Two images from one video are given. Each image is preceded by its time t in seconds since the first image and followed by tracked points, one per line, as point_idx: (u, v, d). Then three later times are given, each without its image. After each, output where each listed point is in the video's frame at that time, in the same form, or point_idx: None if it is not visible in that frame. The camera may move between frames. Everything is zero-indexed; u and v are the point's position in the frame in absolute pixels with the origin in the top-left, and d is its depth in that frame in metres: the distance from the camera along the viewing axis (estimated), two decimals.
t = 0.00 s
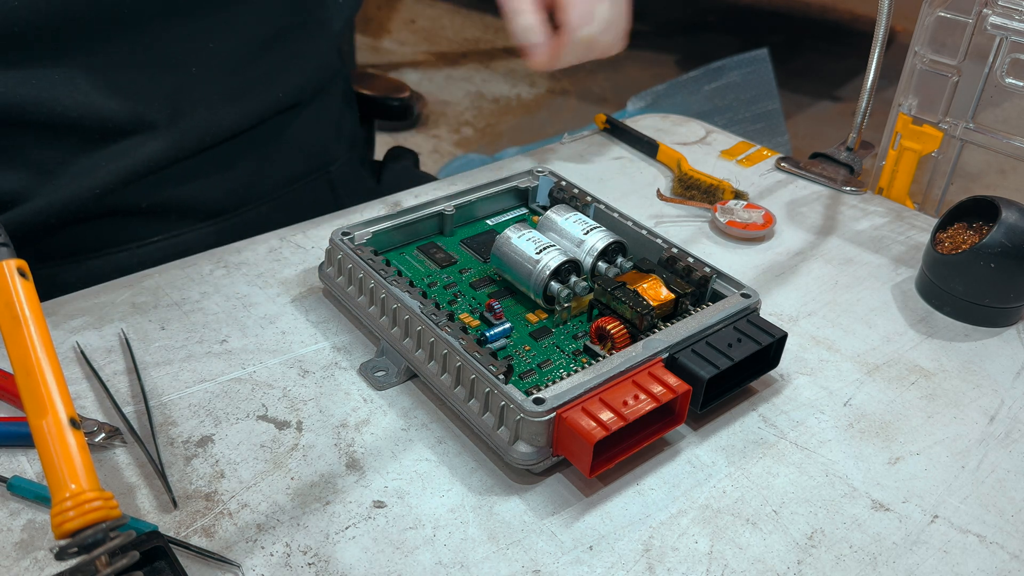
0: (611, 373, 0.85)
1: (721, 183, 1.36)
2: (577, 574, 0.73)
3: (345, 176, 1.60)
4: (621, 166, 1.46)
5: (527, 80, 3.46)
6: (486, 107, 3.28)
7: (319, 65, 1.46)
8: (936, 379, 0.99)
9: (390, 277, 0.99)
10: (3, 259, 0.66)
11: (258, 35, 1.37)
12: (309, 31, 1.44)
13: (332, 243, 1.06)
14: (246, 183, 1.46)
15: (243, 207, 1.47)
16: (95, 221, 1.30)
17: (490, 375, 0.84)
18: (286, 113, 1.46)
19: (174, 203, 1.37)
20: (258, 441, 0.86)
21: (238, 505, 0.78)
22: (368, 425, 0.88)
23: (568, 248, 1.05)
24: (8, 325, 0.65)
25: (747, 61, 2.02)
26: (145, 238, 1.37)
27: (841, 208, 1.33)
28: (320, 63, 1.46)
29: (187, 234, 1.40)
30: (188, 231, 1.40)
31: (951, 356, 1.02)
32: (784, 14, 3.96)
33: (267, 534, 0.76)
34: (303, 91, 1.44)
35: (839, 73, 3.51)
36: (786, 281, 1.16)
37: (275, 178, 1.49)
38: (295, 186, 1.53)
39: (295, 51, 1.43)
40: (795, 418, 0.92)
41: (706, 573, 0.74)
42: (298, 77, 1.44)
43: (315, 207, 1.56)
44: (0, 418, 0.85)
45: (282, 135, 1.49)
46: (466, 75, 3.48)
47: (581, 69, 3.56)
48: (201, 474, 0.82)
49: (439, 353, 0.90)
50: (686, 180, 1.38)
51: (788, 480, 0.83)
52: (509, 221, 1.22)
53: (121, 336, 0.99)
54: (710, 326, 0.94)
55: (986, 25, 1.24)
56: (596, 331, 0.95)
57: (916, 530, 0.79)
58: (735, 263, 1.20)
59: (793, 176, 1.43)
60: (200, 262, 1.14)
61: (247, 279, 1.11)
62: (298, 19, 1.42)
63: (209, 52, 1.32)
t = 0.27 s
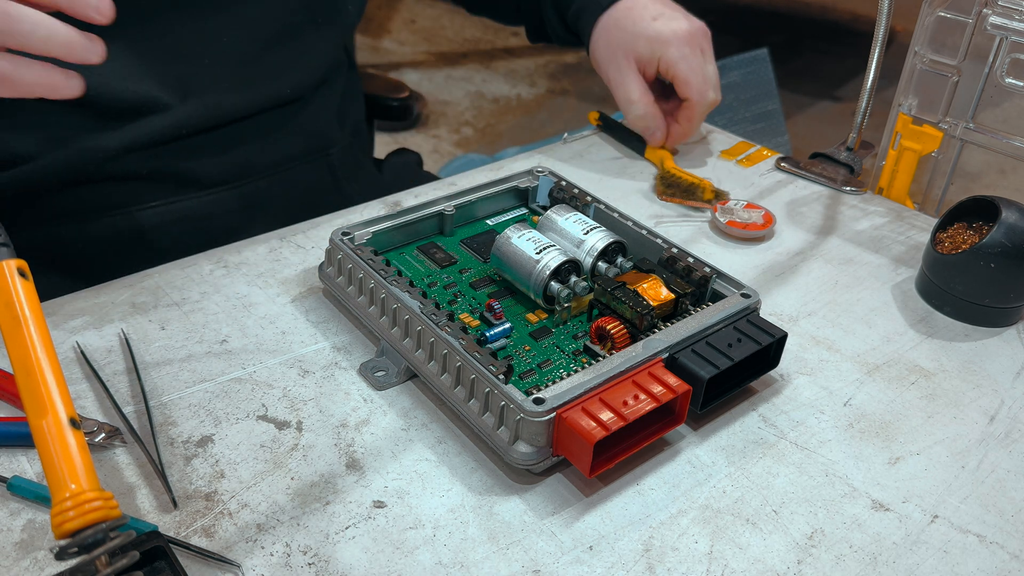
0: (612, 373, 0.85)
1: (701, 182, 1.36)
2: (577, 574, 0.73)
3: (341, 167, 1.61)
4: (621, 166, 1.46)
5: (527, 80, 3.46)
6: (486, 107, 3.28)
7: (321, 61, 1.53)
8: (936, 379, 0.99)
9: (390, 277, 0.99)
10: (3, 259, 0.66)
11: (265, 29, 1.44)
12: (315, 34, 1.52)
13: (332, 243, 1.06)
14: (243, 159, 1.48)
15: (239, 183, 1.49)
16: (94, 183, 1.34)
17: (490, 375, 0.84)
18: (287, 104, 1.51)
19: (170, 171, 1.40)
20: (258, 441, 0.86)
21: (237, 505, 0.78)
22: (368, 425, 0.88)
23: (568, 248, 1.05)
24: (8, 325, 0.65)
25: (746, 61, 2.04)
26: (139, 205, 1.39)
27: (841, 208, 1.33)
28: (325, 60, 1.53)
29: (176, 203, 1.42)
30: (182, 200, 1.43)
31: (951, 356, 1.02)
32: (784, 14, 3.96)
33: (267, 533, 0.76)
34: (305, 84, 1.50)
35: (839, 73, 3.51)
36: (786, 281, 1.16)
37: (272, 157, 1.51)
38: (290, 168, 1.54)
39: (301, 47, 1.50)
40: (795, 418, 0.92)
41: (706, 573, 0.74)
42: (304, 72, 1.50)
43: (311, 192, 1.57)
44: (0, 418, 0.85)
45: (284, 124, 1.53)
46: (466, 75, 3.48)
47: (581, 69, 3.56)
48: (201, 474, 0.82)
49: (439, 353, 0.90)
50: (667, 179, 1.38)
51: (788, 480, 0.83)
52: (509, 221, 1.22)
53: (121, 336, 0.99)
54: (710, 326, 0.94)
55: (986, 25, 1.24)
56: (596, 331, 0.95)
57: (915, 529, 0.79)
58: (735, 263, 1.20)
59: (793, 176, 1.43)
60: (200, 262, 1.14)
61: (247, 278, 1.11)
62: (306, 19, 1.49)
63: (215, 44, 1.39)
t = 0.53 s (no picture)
0: (611, 373, 0.85)
1: (687, 178, 1.35)
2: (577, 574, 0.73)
3: (359, 159, 1.65)
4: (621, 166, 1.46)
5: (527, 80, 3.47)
6: (486, 107, 3.28)
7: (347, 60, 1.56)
8: (936, 378, 0.99)
9: (390, 277, 0.99)
10: (3, 259, 0.66)
11: (298, 30, 1.47)
12: (344, 34, 1.55)
13: (332, 243, 1.06)
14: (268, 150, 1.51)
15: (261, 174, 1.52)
16: (124, 169, 1.36)
17: (490, 375, 0.84)
18: (314, 101, 1.55)
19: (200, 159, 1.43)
20: (258, 441, 0.86)
21: (237, 505, 0.78)
22: (368, 425, 0.88)
23: (568, 248, 1.05)
24: (8, 325, 0.65)
25: (746, 61, 2.04)
26: (168, 192, 1.42)
27: (841, 208, 1.33)
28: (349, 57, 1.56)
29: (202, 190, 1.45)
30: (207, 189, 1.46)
31: (951, 356, 1.02)
32: (784, 14, 3.96)
33: (267, 533, 0.76)
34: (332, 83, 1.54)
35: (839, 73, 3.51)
36: (786, 281, 1.16)
37: (294, 152, 1.54)
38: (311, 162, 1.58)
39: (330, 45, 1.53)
40: (795, 418, 0.92)
41: (706, 573, 0.74)
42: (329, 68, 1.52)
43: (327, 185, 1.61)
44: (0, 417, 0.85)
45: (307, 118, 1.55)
46: (466, 75, 3.48)
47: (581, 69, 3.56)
48: (201, 474, 0.82)
49: (439, 352, 0.90)
50: (652, 174, 1.37)
51: (788, 480, 0.83)
52: (509, 220, 1.22)
53: (121, 336, 0.99)
54: (710, 326, 0.94)
55: (986, 25, 1.24)
56: (596, 331, 0.95)
57: (916, 530, 0.79)
58: (735, 262, 1.20)
59: (793, 176, 1.43)
60: (200, 262, 1.14)
61: (247, 278, 1.11)
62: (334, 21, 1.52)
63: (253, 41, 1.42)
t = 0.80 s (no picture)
0: (611, 373, 0.85)
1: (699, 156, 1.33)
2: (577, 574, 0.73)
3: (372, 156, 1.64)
4: (621, 166, 1.46)
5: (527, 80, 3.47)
6: (486, 107, 3.28)
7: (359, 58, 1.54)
8: (936, 379, 0.99)
9: (390, 277, 0.99)
10: (3, 259, 0.66)
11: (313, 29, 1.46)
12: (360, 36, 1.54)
13: (332, 243, 1.06)
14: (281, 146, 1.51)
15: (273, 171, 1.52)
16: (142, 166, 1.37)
17: (490, 375, 0.84)
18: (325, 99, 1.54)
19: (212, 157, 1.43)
20: (258, 441, 0.86)
21: (237, 505, 0.78)
22: (368, 425, 0.88)
23: (568, 248, 1.05)
24: (8, 325, 0.65)
25: (746, 61, 2.04)
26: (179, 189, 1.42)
27: (841, 208, 1.33)
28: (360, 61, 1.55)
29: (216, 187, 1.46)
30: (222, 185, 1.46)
31: (951, 356, 1.02)
32: (784, 14, 3.96)
33: (267, 533, 0.76)
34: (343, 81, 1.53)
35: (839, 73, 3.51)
36: (786, 281, 1.16)
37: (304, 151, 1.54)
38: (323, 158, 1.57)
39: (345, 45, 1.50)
40: (795, 418, 0.92)
41: (706, 573, 0.74)
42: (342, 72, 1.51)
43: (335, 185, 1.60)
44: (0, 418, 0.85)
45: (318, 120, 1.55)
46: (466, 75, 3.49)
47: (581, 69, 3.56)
48: (201, 474, 0.82)
49: (439, 353, 0.90)
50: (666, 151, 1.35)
51: (788, 480, 0.83)
52: (510, 221, 1.22)
53: (121, 336, 0.99)
54: (710, 326, 0.94)
55: (986, 25, 1.24)
56: (595, 331, 0.95)
57: (916, 530, 0.79)
58: (735, 263, 1.20)
59: (793, 176, 1.43)
60: (200, 262, 1.14)
61: (247, 279, 1.11)
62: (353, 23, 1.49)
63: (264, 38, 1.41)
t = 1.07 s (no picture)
0: (611, 373, 0.85)
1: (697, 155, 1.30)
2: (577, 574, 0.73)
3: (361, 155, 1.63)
4: (621, 166, 1.46)
5: (527, 80, 3.47)
6: (486, 107, 3.28)
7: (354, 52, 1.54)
8: (936, 378, 0.99)
9: (390, 277, 0.99)
10: (3, 259, 0.66)
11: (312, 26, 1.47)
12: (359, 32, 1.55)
13: (332, 243, 1.06)
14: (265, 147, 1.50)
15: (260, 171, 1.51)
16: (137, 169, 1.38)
17: (490, 375, 0.84)
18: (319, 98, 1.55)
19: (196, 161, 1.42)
20: (258, 441, 0.86)
21: (237, 505, 0.78)
22: (368, 425, 0.88)
23: (568, 248, 1.05)
24: (8, 326, 0.65)
25: (746, 61, 2.04)
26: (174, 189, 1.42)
27: (841, 208, 1.33)
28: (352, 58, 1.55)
29: (200, 191, 1.43)
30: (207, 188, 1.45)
31: (951, 356, 1.02)
32: (784, 14, 3.96)
33: (267, 534, 0.76)
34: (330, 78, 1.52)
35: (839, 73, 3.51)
36: (786, 281, 1.16)
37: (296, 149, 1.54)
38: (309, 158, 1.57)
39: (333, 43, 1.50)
40: (795, 418, 0.92)
41: (706, 573, 0.74)
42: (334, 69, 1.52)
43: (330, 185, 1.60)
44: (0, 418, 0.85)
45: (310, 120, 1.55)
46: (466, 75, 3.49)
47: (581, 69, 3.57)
48: (201, 474, 0.82)
49: (439, 352, 0.90)
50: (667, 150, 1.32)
51: (788, 480, 0.83)
52: (509, 221, 1.22)
53: (121, 336, 0.99)
54: (710, 326, 0.94)
55: (986, 25, 1.24)
56: (596, 331, 0.95)
57: (916, 530, 0.79)
58: (735, 263, 1.20)
59: (793, 176, 1.43)
60: (200, 262, 1.14)
61: (247, 278, 1.11)
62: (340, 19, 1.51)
63: (254, 38, 1.41)
